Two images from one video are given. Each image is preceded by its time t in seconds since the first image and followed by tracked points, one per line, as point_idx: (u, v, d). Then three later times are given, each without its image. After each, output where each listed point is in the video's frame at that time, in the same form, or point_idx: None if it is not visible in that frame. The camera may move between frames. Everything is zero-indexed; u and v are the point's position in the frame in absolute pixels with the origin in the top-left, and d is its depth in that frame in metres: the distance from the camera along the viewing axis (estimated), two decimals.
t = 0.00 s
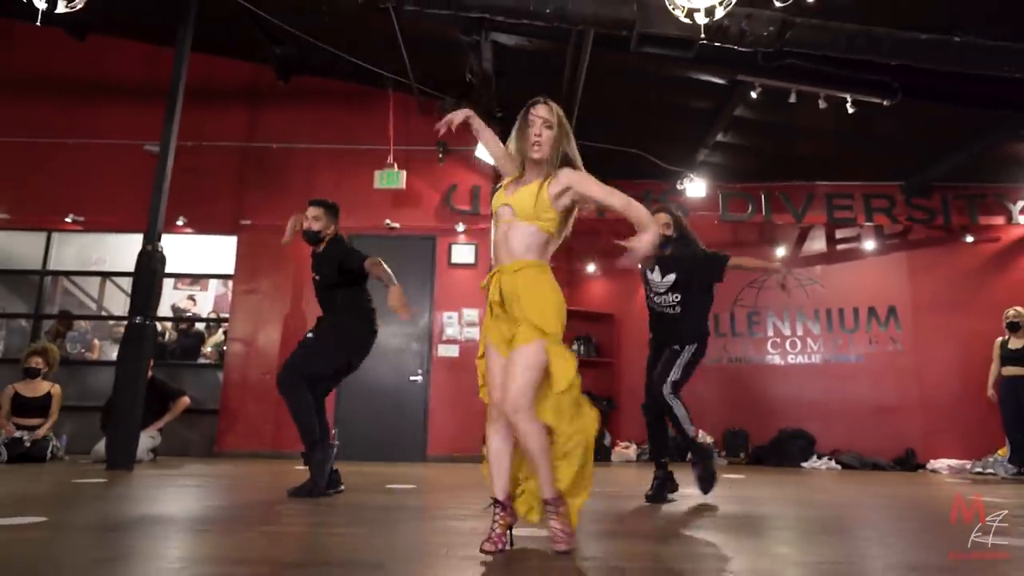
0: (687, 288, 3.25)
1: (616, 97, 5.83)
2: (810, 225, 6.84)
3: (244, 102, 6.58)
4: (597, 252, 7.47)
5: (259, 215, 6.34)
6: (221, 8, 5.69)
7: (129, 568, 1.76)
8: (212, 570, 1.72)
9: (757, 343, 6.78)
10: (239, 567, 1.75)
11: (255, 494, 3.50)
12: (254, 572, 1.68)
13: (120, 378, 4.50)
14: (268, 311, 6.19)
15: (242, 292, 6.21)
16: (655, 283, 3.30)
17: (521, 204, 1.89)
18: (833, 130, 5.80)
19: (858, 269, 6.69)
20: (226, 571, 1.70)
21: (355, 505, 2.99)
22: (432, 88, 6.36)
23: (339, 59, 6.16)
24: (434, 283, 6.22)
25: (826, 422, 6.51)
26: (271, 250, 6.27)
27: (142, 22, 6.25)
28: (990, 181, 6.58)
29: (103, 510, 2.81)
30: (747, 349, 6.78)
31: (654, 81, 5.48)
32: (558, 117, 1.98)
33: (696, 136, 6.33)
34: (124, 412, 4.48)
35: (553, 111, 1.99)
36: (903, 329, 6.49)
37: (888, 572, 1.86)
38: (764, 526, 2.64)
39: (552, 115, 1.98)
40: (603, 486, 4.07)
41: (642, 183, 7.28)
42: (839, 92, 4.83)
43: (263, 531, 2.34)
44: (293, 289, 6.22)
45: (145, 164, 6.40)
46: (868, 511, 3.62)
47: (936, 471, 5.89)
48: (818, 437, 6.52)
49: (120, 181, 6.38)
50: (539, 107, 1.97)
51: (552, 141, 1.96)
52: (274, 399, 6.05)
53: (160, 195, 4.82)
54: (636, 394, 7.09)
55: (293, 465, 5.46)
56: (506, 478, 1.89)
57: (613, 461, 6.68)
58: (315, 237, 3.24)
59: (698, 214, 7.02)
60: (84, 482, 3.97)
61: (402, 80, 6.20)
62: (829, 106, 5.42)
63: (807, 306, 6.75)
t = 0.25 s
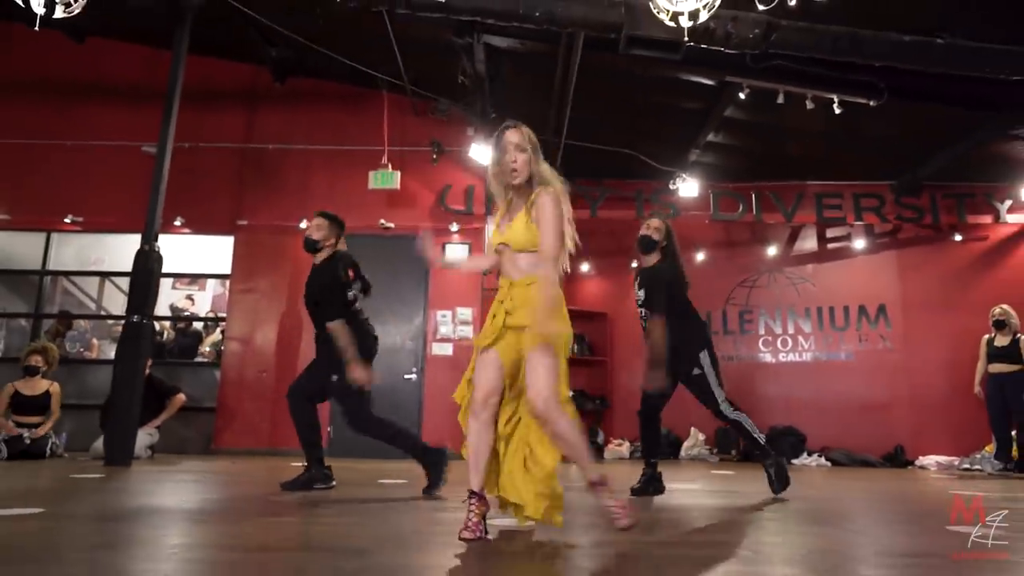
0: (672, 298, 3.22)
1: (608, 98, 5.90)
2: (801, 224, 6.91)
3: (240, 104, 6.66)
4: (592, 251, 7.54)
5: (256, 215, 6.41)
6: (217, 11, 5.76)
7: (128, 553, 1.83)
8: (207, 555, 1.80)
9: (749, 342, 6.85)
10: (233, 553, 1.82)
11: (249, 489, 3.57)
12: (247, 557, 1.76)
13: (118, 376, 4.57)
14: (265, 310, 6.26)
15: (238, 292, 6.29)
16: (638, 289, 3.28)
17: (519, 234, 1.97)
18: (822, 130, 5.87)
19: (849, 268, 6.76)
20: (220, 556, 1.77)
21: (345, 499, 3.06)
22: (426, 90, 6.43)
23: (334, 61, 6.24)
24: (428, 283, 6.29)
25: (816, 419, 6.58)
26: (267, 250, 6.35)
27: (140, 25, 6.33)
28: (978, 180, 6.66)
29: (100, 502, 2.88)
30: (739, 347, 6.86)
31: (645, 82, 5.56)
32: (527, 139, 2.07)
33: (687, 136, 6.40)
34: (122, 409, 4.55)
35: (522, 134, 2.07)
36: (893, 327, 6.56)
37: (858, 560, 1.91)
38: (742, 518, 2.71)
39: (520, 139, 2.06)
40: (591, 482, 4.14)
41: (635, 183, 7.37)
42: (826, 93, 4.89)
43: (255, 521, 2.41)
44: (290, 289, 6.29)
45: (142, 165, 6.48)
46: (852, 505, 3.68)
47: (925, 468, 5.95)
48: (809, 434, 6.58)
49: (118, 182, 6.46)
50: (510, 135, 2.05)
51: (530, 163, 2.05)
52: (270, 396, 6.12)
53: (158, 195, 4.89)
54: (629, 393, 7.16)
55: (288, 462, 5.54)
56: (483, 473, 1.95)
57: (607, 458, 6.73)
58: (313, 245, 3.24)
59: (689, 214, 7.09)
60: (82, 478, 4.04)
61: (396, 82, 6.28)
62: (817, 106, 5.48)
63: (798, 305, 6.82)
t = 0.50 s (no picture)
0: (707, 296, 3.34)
1: (612, 101, 5.96)
2: (808, 224, 6.91)
3: (252, 110, 6.80)
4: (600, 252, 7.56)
5: (267, 219, 6.54)
6: (229, 21, 5.90)
7: (140, 544, 1.92)
8: (215, 546, 1.89)
9: (757, 342, 6.86)
10: (233, 544, 1.90)
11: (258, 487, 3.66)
12: (251, 548, 1.84)
13: (133, 377, 4.70)
14: (277, 313, 6.38)
15: (251, 294, 6.42)
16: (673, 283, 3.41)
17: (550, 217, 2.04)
18: (827, 130, 5.88)
19: (857, 268, 6.75)
20: (221, 548, 1.85)
21: (349, 496, 3.14)
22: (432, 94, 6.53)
23: (343, 68, 6.36)
24: (437, 285, 6.38)
25: (825, 419, 6.57)
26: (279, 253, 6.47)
27: (155, 34, 6.49)
28: (987, 179, 6.63)
29: (113, 498, 2.98)
30: (747, 347, 6.87)
31: (648, 85, 5.61)
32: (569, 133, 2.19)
33: (692, 137, 6.43)
34: (138, 409, 4.68)
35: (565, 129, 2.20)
36: (902, 327, 6.54)
37: (842, 555, 1.94)
38: (736, 516, 2.76)
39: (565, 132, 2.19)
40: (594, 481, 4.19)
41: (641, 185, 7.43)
42: (829, 93, 4.91)
43: (259, 516, 2.49)
44: (301, 292, 6.41)
45: (157, 171, 6.63)
46: (853, 504, 3.70)
47: (935, 468, 5.92)
48: (819, 434, 6.58)
49: (135, 187, 6.61)
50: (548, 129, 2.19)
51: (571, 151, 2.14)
52: (283, 397, 6.23)
53: (172, 200, 5.02)
54: (638, 394, 7.19)
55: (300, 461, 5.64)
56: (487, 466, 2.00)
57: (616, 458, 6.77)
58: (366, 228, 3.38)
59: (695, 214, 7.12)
60: (99, 475, 4.17)
61: (403, 87, 6.38)
62: (821, 107, 5.50)
63: (806, 305, 6.82)
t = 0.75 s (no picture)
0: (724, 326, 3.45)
1: (617, 103, 6.01)
2: (815, 223, 6.92)
3: (264, 117, 6.93)
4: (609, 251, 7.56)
5: (279, 224, 6.67)
6: (240, 30, 6.03)
7: (153, 535, 2.03)
8: (221, 537, 1.98)
9: (764, 341, 6.89)
10: (239, 536, 1.99)
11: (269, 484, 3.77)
12: (256, 539, 1.94)
13: (149, 379, 4.83)
14: (290, 315, 6.50)
15: (264, 297, 6.55)
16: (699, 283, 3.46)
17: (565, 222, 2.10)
18: (831, 129, 5.89)
19: (865, 266, 6.75)
20: (226, 539, 1.95)
21: (356, 493, 3.24)
22: (440, 99, 6.62)
23: (352, 74, 6.47)
24: (445, 287, 6.46)
25: (834, 417, 6.58)
26: (291, 257, 6.59)
27: (169, 44, 6.64)
28: (995, 175, 6.60)
29: (129, 495, 3.10)
30: (754, 346, 6.90)
31: (652, 86, 5.65)
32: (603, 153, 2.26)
33: (697, 137, 6.47)
34: (153, 410, 4.81)
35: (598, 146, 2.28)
36: (910, 324, 6.53)
37: (828, 547, 1.99)
38: (732, 510, 2.81)
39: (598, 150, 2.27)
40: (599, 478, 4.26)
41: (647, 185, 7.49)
42: (831, 93, 4.93)
43: (267, 511, 2.59)
44: (313, 295, 6.52)
45: (172, 177, 6.78)
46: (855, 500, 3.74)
47: (944, 465, 5.90)
48: (827, 432, 6.59)
49: (150, 194, 6.78)
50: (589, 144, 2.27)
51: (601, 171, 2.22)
52: (295, 398, 6.35)
53: (185, 207, 5.15)
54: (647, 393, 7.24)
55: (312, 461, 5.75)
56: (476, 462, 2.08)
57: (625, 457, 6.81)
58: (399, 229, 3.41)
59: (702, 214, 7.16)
60: (116, 474, 4.30)
61: (411, 92, 6.48)
62: (824, 106, 5.52)
63: (814, 303, 6.83)
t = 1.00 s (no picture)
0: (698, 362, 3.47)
1: (617, 105, 6.07)
2: (817, 222, 6.94)
3: (271, 122, 7.06)
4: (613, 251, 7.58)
5: (286, 227, 6.79)
6: (246, 38, 6.16)
7: (156, 527, 2.13)
8: (219, 529, 2.08)
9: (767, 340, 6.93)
10: (235, 527, 2.09)
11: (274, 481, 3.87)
12: (252, 531, 2.03)
13: (158, 379, 4.97)
14: (297, 317, 6.62)
15: (272, 299, 6.67)
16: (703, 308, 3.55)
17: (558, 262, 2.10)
18: (830, 128, 5.92)
19: (868, 264, 6.76)
20: (224, 530, 2.04)
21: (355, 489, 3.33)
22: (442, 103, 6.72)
23: (356, 80, 6.58)
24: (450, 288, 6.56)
25: (837, 416, 6.59)
26: (298, 259, 6.71)
27: (178, 53, 6.79)
28: (998, 173, 6.59)
29: (137, 490, 3.22)
30: (757, 345, 6.94)
31: (651, 88, 5.70)
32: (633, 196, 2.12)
33: (698, 138, 6.51)
34: (163, 409, 4.94)
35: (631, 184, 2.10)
36: (914, 323, 6.54)
37: (806, 539, 2.04)
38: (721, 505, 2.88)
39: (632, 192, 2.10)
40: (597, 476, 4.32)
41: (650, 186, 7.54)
42: (828, 93, 4.96)
43: (266, 506, 2.69)
44: (319, 297, 6.64)
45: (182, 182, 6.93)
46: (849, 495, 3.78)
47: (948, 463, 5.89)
48: (831, 431, 6.61)
49: (162, 199, 6.94)
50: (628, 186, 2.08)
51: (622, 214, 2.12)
52: (303, 398, 6.47)
53: (192, 211, 5.27)
54: (651, 392, 7.29)
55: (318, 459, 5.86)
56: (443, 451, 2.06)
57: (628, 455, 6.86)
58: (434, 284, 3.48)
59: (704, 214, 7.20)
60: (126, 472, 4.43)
61: (414, 96, 6.59)
62: (823, 106, 5.55)
63: (817, 302, 6.85)
